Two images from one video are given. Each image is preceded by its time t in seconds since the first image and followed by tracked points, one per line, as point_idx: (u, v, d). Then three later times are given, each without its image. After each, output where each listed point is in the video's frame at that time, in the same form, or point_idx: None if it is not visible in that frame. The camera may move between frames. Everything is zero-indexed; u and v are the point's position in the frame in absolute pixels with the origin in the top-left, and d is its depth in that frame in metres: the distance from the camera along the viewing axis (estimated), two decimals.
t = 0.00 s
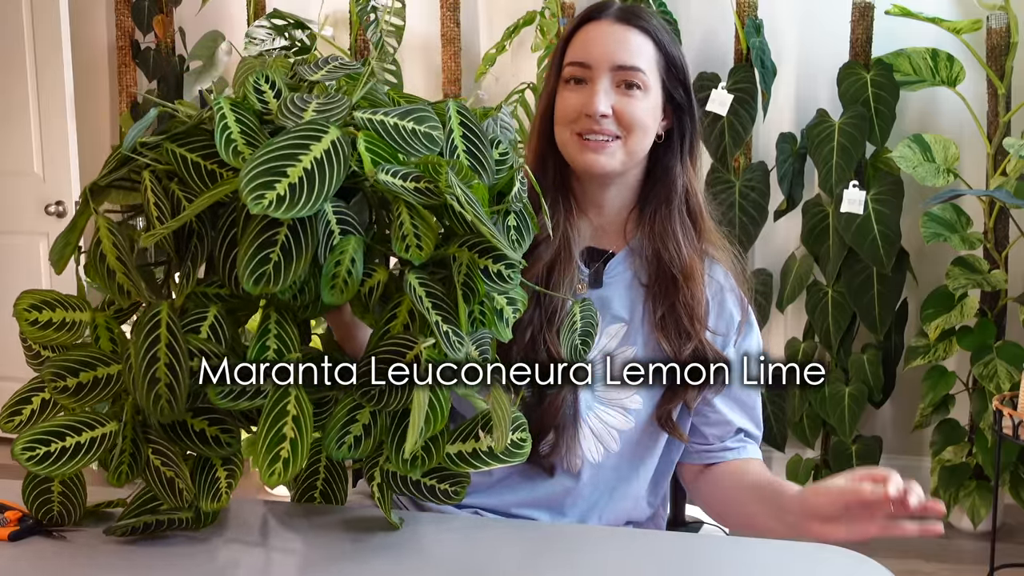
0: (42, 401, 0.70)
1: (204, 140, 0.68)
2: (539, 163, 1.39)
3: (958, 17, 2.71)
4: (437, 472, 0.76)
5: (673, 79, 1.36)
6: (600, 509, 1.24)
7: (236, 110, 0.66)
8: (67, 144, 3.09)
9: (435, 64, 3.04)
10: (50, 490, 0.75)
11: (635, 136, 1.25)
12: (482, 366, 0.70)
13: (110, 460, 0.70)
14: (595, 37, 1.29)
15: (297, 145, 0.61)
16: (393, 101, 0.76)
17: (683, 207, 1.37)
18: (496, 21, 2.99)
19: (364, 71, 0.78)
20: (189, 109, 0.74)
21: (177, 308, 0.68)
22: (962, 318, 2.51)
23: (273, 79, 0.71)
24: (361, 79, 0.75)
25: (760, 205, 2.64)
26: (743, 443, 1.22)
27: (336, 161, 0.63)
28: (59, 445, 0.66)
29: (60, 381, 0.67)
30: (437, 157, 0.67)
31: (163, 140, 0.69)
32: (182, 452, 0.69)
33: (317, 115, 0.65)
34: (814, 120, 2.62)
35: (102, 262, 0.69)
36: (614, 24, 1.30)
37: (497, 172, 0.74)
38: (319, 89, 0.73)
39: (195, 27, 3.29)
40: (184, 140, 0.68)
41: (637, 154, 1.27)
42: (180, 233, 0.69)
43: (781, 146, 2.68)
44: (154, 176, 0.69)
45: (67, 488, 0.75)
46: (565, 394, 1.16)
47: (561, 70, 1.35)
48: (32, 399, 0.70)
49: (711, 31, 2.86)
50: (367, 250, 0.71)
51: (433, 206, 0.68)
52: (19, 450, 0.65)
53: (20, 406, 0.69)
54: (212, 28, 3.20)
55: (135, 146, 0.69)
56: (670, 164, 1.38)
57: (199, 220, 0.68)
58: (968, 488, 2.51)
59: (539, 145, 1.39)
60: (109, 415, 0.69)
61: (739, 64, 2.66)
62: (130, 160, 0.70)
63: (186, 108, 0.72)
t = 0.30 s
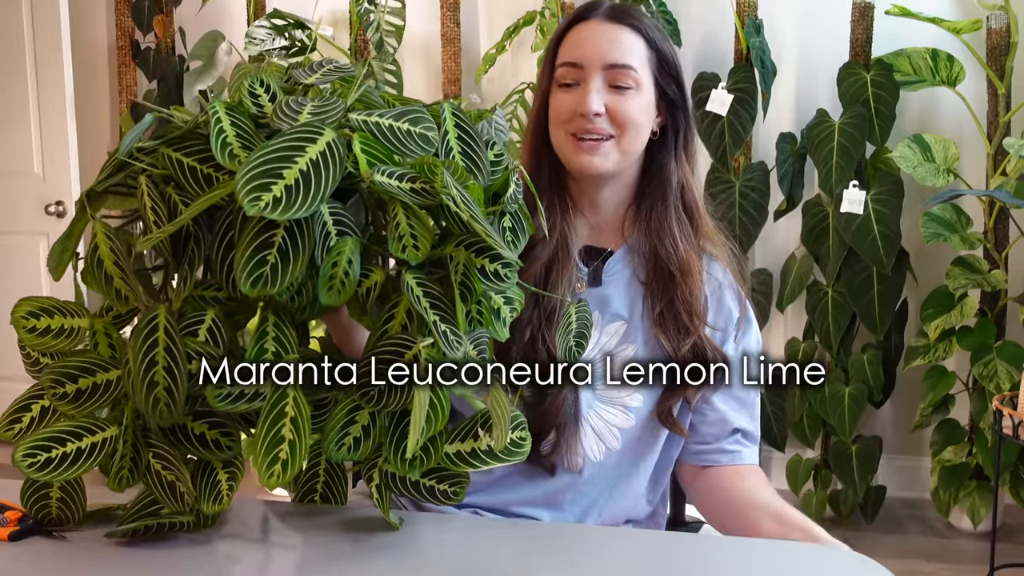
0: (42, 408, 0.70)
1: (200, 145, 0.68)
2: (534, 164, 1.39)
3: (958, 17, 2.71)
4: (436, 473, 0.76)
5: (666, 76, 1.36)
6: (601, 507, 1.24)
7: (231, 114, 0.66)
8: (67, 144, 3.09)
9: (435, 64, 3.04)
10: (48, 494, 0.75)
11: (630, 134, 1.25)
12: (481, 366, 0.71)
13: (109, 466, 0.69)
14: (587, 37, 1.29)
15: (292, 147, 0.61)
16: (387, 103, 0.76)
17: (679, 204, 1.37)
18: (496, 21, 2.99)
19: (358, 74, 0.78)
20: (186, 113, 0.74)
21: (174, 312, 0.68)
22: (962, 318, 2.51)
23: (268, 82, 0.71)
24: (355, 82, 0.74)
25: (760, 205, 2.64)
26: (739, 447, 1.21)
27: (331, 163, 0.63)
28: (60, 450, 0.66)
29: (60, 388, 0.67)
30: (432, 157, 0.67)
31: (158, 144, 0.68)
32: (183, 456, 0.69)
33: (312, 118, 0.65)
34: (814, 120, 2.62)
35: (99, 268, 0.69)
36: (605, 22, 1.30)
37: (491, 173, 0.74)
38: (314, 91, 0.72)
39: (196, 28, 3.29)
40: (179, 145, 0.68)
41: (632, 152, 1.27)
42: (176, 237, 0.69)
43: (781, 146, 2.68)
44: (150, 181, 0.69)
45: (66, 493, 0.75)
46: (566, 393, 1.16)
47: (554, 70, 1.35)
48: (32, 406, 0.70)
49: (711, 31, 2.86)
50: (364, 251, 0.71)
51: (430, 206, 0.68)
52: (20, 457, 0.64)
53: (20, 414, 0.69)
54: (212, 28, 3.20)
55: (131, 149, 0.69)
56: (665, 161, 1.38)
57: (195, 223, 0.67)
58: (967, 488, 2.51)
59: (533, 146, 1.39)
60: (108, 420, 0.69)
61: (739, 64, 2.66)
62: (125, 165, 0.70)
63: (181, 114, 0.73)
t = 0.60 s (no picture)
0: (42, 414, 0.70)
1: (198, 149, 0.68)
2: (533, 163, 1.38)
3: (958, 17, 2.71)
4: (436, 474, 0.76)
5: (667, 77, 1.36)
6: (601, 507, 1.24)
7: (228, 118, 0.66)
8: (67, 144, 3.09)
9: (435, 64, 3.04)
10: (48, 499, 0.75)
11: (630, 134, 1.25)
12: (482, 366, 0.71)
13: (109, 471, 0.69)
14: (589, 37, 1.29)
15: (289, 151, 0.61)
16: (384, 105, 0.76)
17: (678, 204, 1.37)
18: (496, 21, 2.99)
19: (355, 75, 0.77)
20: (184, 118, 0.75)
21: (173, 317, 0.67)
22: (962, 318, 2.51)
23: (264, 84, 0.71)
24: (351, 84, 0.74)
25: (760, 205, 2.64)
26: (737, 445, 1.21)
27: (328, 166, 0.63)
28: (60, 454, 0.66)
29: (59, 394, 0.67)
30: (429, 159, 0.67)
31: (155, 150, 0.68)
32: (183, 459, 0.70)
33: (308, 121, 0.65)
34: (814, 120, 2.62)
35: (98, 274, 0.69)
36: (607, 23, 1.30)
37: (489, 173, 0.73)
38: (310, 93, 0.72)
39: (195, 27, 3.29)
40: (177, 149, 0.68)
41: (632, 152, 1.27)
42: (175, 242, 0.68)
43: (781, 146, 2.68)
44: (148, 186, 0.69)
45: (65, 497, 0.75)
46: (565, 393, 1.16)
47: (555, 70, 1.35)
48: (31, 411, 0.70)
49: (711, 31, 2.86)
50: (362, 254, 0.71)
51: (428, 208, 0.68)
52: (20, 460, 0.65)
53: (19, 419, 0.69)
54: (212, 28, 3.20)
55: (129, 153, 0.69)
56: (664, 163, 1.38)
57: (193, 228, 0.67)
58: (967, 488, 2.52)
59: (533, 145, 1.39)
60: (108, 425, 0.69)
61: (739, 64, 2.66)
62: (124, 171, 0.70)
63: (179, 117, 0.73)
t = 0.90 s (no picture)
0: (42, 418, 0.70)
1: (197, 154, 0.68)
2: (533, 164, 1.39)
3: (958, 17, 2.71)
4: (438, 478, 0.75)
5: (667, 78, 1.36)
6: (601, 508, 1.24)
7: (227, 122, 0.66)
8: (67, 144, 3.08)
9: (435, 64, 3.04)
10: (49, 504, 0.75)
11: (630, 136, 1.26)
12: (482, 366, 0.71)
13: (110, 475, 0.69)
14: (588, 38, 1.29)
15: (289, 156, 0.61)
16: (384, 107, 0.75)
17: (678, 205, 1.37)
18: (496, 21, 2.99)
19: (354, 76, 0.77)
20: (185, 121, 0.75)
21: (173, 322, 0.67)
22: (962, 318, 2.51)
23: (263, 87, 0.70)
24: (351, 86, 0.74)
25: (760, 205, 2.64)
26: (737, 449, 1.21)
27: (329, 171, 0.62)
28: (60, 460, 0.66)
29: (59, 399, 0.67)
30: (429, 163, 0.67)
31: (154, 154, 0.68)
32: (185, 465, 0.69)
33: (309, 125, 0.65)
34: (814, 120, 2.62)
35: (98, 279, 0.69)
36: (606, 24, 1.30)
37: (489, 176, 0.73)
38: (309, 97, 0.71)
39: (196, 27, 3.29)
40: (175, 154, 0.68)
41: (632, 153, 1.27)
42: (175, 247, 0.68)
43: (781, 146, 2.68)
44: (148, 191, 0.69)
45: (66, 503, 0.75)
46: (564, 394, 1.17)
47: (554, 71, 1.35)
48: (31, 415, 0.70)
49: (711, 31, 2.86)
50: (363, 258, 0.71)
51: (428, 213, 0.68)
52: (21, 466, 0.65)
53: (18, 424, 0.69)
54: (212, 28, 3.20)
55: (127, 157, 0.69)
56: (664, 163, 1.39)
57: (194, 234, 0.67)
58: (968, 489, 2.51)
59: (533, 146, 1.40)
60: (109, 430, 0.69)
61: (739, 64, 2.66)
62: (123, 175, 0.70)
63: (178, 119, 0.74)
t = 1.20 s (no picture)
0: (42, 419, 0.70)
1: (198, 155, 0.68)
2: (535, 165, 1.39)
3: (958, 17, 2.71)
4: (438, 479, 0.75)
5: (670, 78, 1.36)
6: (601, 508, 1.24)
7: (227, 123, 0.66)
8: (67, 144, 3.08)
9: (435, 63, 3.04)
10: (49, 505, 0.75)
11: (631, 137, 1.25)
12: (482, 366, 0.71)
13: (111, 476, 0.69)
14: (590, 39, 1.29)
15: (289, 158, 0.61)
16: (384, 108, 0.76)
17: (680, 206, 1.37)
18: (496, 21, 2.99)
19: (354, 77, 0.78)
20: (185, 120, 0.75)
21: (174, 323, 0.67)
22: (962, 318, 2.50)
23: (264, 88, 0.70)
24: (351, 87, 0.74)
25: (760, 205, 2.64)
26: (736, 453, 1.21)
27: (330, 172, 0.62)
28: (61, 462, 0.66)
29: (59, 400, 0.67)
30: (430, 164, 0.67)
31: (154, 155, 0.68)
32: (185, 466, 0.69)
33: (309, 126, 0.65)
34: (814, 120, 2.62)
35: (98, 280, 0.69)
36: (609, 24, 1.30)
37: (490, 176, 0.73)
38: (309, 98, 0.71)
39: (195, 27, 3.29)
40: (175, 155, 0.68)
41: (634, 154, 1.27)
42: (175, 249, 0.68)
43: (781, 146, 2.68)
44: (148, 192, 0.69)
45: (66, 504, 0.75)
46: (565, 394, 1.16)
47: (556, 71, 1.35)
48: (31, 416, 0.70)
49: (711, 31, 2.86)
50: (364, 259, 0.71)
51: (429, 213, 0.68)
52: (21, 468, 0.65)
53: (18, 425, 0.69)
54: (212, 28, 3.20)
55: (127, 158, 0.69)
56: (666, 164, 1.39)
57: (194, 235, 0.67)
58: (968, 489, 2.52)
59: (534, 146, 1.39)
60: (109, 431, 0.69)
61: (739, 64, 2.66)
62: (123, 176, 0.70)
63: (178, 120, 0.74)
